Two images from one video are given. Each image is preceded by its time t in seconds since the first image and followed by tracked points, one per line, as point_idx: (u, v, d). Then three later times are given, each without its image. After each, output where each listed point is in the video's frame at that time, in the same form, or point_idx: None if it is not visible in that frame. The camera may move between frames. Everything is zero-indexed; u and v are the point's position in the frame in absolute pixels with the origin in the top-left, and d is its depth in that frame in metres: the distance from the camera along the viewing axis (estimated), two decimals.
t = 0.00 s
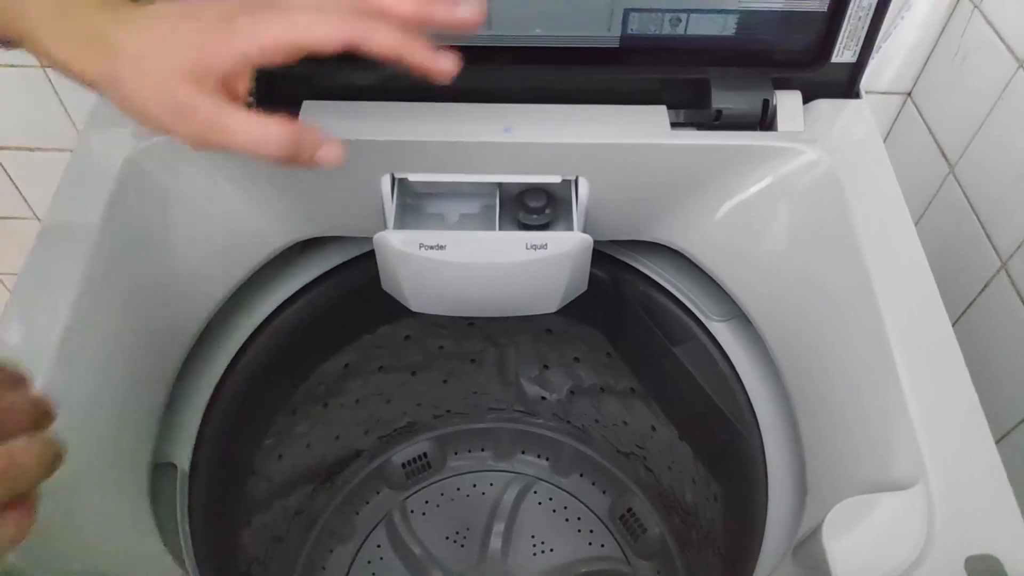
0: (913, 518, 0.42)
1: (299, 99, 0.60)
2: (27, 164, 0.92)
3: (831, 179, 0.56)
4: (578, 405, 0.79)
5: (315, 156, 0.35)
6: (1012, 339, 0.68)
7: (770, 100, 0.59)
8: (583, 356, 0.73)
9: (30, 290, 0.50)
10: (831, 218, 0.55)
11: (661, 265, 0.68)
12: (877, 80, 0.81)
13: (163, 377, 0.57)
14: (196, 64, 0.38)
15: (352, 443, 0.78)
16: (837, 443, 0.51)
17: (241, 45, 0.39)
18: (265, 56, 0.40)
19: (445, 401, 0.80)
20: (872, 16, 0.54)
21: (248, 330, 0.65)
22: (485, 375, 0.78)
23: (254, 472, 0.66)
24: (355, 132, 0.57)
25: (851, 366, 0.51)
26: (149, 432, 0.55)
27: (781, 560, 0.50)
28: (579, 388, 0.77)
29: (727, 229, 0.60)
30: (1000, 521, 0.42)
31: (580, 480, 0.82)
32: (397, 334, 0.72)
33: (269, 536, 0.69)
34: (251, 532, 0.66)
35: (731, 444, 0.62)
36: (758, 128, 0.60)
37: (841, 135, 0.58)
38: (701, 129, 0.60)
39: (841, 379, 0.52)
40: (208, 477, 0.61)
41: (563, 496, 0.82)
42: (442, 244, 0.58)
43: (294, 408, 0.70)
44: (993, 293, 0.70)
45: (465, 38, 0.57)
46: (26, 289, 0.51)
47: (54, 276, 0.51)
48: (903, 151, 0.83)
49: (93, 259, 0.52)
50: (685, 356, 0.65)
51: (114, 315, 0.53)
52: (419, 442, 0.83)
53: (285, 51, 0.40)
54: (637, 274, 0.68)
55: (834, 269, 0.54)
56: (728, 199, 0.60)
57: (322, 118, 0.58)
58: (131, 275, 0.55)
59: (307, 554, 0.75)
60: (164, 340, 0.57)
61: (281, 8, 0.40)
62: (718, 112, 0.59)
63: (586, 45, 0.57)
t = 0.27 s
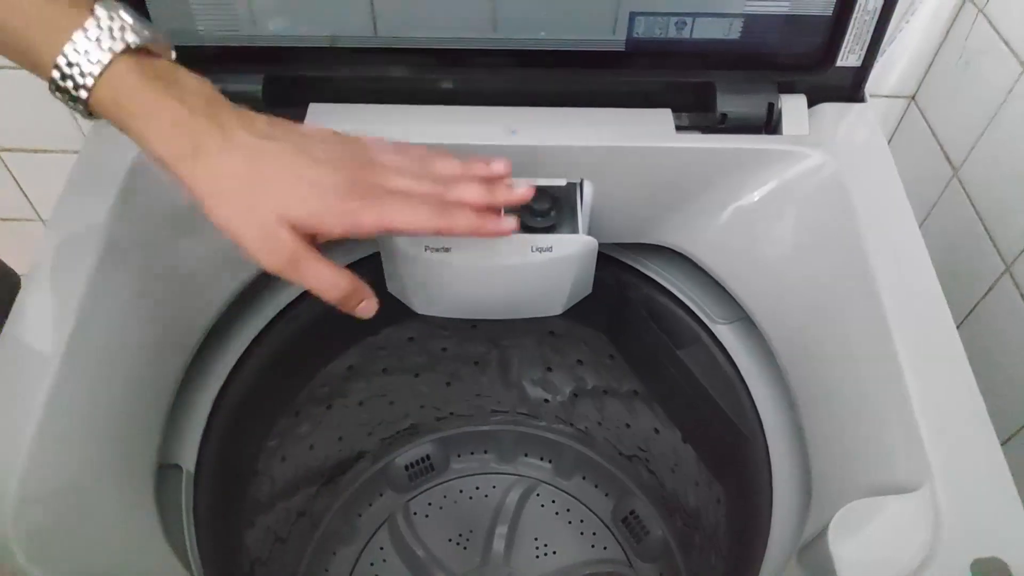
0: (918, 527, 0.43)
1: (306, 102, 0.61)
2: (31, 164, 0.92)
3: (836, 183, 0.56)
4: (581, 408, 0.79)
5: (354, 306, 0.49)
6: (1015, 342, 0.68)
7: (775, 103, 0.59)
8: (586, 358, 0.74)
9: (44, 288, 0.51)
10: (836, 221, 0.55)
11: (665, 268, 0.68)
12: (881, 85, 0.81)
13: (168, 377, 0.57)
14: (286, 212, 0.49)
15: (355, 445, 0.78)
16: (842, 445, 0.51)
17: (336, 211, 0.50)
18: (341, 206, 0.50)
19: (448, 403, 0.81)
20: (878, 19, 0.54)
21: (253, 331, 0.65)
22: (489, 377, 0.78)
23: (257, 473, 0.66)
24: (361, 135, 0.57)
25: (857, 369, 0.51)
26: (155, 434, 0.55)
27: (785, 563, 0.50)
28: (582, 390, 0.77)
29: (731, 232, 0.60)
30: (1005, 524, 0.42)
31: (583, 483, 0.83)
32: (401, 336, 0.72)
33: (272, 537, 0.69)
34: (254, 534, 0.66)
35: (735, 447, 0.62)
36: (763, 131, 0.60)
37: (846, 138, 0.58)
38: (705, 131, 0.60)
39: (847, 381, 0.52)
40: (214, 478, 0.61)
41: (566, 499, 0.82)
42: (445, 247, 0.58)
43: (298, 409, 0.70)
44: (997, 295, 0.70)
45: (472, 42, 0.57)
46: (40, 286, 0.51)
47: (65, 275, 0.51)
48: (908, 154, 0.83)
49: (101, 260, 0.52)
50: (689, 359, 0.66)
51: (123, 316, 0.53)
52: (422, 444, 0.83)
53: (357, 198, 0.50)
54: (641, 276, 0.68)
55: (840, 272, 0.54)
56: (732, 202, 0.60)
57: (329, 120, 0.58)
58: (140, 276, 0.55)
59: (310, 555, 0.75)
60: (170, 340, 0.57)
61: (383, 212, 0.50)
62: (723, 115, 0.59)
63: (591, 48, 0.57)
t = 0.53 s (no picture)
0: (920, 526, 0.42)
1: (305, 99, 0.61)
2: (29, 162, 0.92)
3: (836, 181, 0.56)
4: (580, 407, 0.79)
5: (296, 319, 0.52)
6: (1015, 341, 0.68)
7: (775, 101, 0.59)
8: (585, 357, 0.74)
9: (40, 287, 0.50)
10: (836, 219, 0.56)
11: (665, 267, 0.68)
12: (880, 83, 0.81)
13: (165, 377, 0.57)
14: (223, 235, 0.49)
15: (354, 444, 0.78)
16: (843, 444, 0.51)
17: (275, 232, 0.50)
18: (283, 226, 0.50)
19: (447, 402, 0.80)
20: (878, 18, 0.54)
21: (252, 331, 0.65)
22: (488, 376, 0.78)
23: (256, 473, 0.66)
24: (361, 133, 0.57)
25: (858, 367, 0.51)
26: (153, 433, 0.55)
27: (787, 562, 0.50)
28: (580, 389, 0.77)
29: (731, 230, 0.60)
30: (1007, 522, 0.42)
31: (583, 482, 0.82)
32: (400, 335, 0.72)
33: (271, 537, 0.69)
34: (254, 534, 0.66)
35: (735, 445, 0.62)
36: (763, 129, 0.60)
37: (846, 137, 0.58)
38: (705, 129, 0.60)
39: (848, 380, 0.52)
40: (213, 478, 0.61)
41: (565, 498, 0.82)
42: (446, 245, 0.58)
43: (297, 409, 0.70)
44: (997, 294, 0.70)
45: (472, 40, 0.57)
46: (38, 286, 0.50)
47: (62, 275, 0.51)
48: (907, 153, 0.83)
49: (99, 260, 0.52)
50: (688, 358, 0.66)
51: (121, 316, 0.53)
52: (420, 443, 0.83)
53: (301, 222, 0.51)
54: (641, 275, 0.68)
55: (841, 271, 0.54)
56: (731, 201, 0.60)
57: (328, 118, 0.58)
58: (137, 275, 0.54)
59: (309, 555, 0.75)
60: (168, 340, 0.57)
61: (327, 242, 0.51)
62: (723, 114, 0.59)
63: (592, 46, 0.57)
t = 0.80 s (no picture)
0: (923, 526, 0.42)
1: (308, 102, 0.61)
2: (31, 164, 0.92)
3: (838, 183, 0.57)
4: (581, 409, 0.79)
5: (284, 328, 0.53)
6: (1016, 342, 0.68)
7: (777, 104, 0.59)
8: (587, 359, 0.74)
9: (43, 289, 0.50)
10: (838, 221, 0.56)
11: (666, 268, 0.68)
12: (881, 85, 0.81)
13: (168, 379, 0.57)
14: (218, 244, 0.50)
15: (355, 446, 0.78)
16: (846, 446, 0.51)
17: (269, 242, 0.51)
18: (277, 236, 0.51)
19: (448, 404, 0.80)
20: (880, 20, 0.55)
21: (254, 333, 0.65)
22: (489, 377, 0.78)
23: (258, 474, 0.66)
24: (363, 136, 0.57)
25: (860, 369, 0.51)
26: (156, 435, 0.55)
27: (790, 564, 0.50)
28: (581, 391, 0.77)
29: (733, 232, 0.60)
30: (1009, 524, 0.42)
31: (584, 484, 0.82)
32: (402, 336, 0.72)
33: (272, 539, 0.69)
34: (256, 535, 0.65)
35: (737, 447, 0.63)
36: (764, 132, 0.60)
37: (847, 139, 0.58)
38: (706, 132, 0.60)
39: (850, 381, 0.52)
40: (216, 480, 0.61)
41: (567, 500, 0.82)
42: (448, 247, 0.58)
43: (299, 411, 0.70)
44: (998, 296, 0.70)
45: (474, 42, 0.57)
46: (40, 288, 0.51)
47: (64, 277, 0.51)
48: (908, 155, 0.83)
49: (102, 261, 0.52)
50: (690, 360, 0.66)
51: (124, 318, 0.53)
52: (421, 445, 0.83)
53: (294, 232, 0.52)
54: (642, 277, 0.68)
55: (843, 273, 0.54)
56: (732, 203, 0.60)
57: (330, 121, 0.58)
58: (140, 278, 0.55)
59: (310, 557, 0.75)
60: (170, 342, 0.57)
61: (317, 257, 0.52)
62: (725, 116, 0.59)
63: (594, 49, 0.57)
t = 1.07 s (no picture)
0: (928, 529, 0.42)
1: (315, 105, 0.61)
2: (42, 167, 0.92)
3: (843, 186, 0.57)
4: (585, 411, 0.79)
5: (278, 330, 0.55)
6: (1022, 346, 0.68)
7: (782, 107, 0.59)
8: (591, 361, 0.74)
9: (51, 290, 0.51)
10: (843, 224, 0.56)
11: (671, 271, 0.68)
12: (886, 89, 0.81)
13: (175, 380, 0.57)
14: (213, 251, 0.50)
15: (360, 448, 0.78)
16: (851, 449, 0.51)
17: (263, 249, 0.51)
18: (271, 243, 0.51)
19: (453, 406, 0.81)
20: (885, 24, 0.55)
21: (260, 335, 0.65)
22: (494, 380, 0.78)
23: (263, 476, 0.66)
24: (370, 139, 0.57)
25: (866, 372, 0.51)
26: (162, 436, 0.56)
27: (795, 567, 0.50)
28: (585, 394, 0.77)
29: (738, 236, 0.61)
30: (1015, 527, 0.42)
31: (588, 487, 0.82)
32: (407, 338, 0.72)
33: (277, 540, 0.69)
34: (261, 537, 0.66)
35: (741, 450, 0.63)
36: (769, 136, 0.61)
37: (852, 143, 0.59)
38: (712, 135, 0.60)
39: (856, 384, 0.52)
40: (222, 481, 0.61)
41: (570, 503, 0.82)
42: (454, 250, 0.58)
43: (304, 412, 0.70)
44: (1003, 300, 0.70)
45: (481, 46, 0.58)
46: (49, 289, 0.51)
47: (72, 278, 0.51)
48: (913, 159, 0.83)
49: (111, 262, 0.52)
50: (695, 362, 0.66)
51: (132, 319, 0.53)
52: (425, 447, 0.83)
53: (288, 238, 0.52)
54: (647, 280, 0.68)
55: (848, 276, 0.54)
56: (737, 207, 0.61)
57: (338, 124, 0.59)
58: (148, 279, 0.55)
59: (314, 559, 0.75)
60: (177, 343, 0.57)
61: (311, 261, 0.52)
62: (730, 120, 0.59)
63: (601, 53, 0.58)
